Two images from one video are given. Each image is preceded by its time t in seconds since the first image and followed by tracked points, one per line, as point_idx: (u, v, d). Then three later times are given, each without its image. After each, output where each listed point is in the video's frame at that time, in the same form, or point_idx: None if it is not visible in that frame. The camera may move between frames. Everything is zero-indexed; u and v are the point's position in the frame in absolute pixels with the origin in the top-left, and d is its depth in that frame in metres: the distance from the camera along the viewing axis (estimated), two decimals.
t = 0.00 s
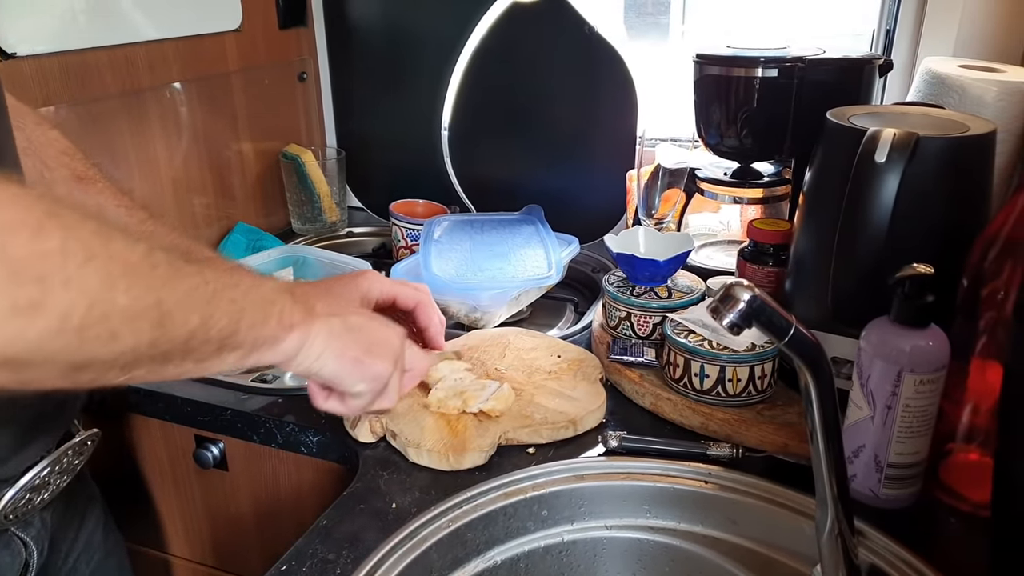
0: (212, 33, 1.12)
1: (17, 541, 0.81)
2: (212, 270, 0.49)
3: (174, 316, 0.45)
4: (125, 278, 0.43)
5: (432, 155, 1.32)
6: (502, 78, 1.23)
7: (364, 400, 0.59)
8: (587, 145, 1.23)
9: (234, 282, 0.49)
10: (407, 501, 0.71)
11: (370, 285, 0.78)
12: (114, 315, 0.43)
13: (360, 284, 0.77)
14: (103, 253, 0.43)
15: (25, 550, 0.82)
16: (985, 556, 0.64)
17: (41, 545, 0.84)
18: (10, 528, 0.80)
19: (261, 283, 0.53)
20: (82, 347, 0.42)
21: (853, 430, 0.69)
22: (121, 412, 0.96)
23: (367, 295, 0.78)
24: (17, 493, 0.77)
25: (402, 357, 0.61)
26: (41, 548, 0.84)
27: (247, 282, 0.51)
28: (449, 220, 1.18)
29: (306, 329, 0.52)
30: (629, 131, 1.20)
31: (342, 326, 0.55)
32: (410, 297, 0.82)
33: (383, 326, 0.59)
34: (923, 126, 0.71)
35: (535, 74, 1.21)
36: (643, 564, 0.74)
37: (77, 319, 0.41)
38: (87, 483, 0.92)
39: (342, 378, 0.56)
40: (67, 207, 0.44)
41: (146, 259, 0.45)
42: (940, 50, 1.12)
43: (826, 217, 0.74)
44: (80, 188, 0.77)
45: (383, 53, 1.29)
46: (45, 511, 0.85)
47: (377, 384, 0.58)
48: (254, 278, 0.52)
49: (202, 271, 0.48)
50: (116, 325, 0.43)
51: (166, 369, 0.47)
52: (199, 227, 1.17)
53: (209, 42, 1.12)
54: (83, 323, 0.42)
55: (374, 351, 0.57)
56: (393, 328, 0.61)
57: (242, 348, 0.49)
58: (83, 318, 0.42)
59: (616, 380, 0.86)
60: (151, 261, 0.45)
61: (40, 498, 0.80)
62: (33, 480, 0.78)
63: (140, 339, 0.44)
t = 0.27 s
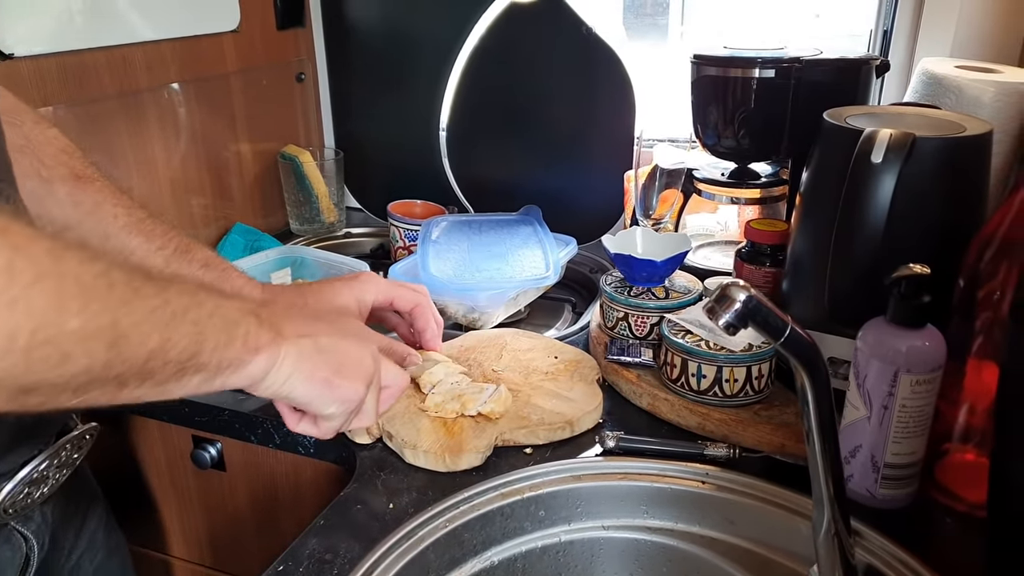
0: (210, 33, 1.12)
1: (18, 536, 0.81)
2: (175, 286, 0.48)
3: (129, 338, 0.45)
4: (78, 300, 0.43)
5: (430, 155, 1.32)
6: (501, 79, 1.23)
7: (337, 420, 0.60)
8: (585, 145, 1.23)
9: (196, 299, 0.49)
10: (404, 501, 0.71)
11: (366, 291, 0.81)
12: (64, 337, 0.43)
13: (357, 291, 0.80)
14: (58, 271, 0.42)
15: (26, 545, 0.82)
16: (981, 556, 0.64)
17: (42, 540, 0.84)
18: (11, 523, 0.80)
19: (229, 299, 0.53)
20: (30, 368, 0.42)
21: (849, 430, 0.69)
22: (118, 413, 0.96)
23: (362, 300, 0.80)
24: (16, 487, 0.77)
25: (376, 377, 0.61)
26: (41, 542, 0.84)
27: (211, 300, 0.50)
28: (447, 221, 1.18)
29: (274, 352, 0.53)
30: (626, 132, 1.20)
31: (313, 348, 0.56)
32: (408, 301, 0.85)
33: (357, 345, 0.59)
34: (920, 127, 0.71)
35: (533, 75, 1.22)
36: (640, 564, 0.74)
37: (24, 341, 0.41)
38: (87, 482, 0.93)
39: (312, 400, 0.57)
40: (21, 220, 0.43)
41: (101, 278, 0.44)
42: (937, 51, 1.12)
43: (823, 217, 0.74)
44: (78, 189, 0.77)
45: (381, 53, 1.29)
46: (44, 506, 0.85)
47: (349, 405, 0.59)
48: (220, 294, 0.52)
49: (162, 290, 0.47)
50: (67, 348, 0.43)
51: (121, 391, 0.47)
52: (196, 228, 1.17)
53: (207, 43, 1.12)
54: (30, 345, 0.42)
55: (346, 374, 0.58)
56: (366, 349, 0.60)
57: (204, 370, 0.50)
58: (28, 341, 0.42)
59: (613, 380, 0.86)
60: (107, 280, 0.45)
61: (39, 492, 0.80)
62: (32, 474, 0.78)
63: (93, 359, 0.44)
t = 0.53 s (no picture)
0: (209, 34, 1.12)
1: (20, 530, 0.81)
2: (118, 306, 0.47)
3: (63, 364, 0.43)
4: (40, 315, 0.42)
5: (431, 156, 1.32)
6: (500, 79, 1.24)
7: (301, 443, 0.57)
8: (585, 146, 1.23)
9: (143, 320, 0.47)
10: (403, 501, 0.71)
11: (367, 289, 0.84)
12: None
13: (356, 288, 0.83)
14: None
15: (28, 538, 0.82)
16: (981, 555, 0.64)
17: (43, 534, 0.84)
18: (13, 517, 0.80)
19: (186, 315, 0.50)
20: None
21: (849, 430, 0.69)
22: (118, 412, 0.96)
23: (363, 298, 0.83)
24: (17, 481, 0.77)
25: (342, 397, 0.58)
26: (43, 536, 0.84)
27: (164, 319, 0.48)
28: (447, 221, 1.18)
29: (231, 373, 0.50)
30: (626, 132, 1.20)
31: (274, 368, 0.52)
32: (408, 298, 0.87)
33: (320, 364, 0.56)
34: (920, 127, 0.71)
35: (533, 75, 1.22)
36: (640, 563, 0.74)
37: None
38: (88, 481, 0.93)
39: (273, 424, 0.54)
40: None
41: (33, 299, 0.43)
42: (936, 51, 1.13)
43: (823, 217, 0.75)
44: (79, 189, 0.77)
45: (381, 54, 1.29)
46: (46, 501, 0.85)
47: (313, 428, 0.56)
48: (176, 312, 0.50)
49: (105, 311, 0.46)
50: None
51: (53, 419, 0.45)
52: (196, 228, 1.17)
53: (206, 43, 1.12)
54: None
55: (309, 395, 0.55)
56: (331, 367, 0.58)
57: (153, 395, 0.47)
58: None
59: (613, 380, 0.86)
60: (39, 301, 0.44)
61: (40, 486, 0.80)
62: (32, 468, 0.78)
63: (20, 388, 0.42)
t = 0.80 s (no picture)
0: (209, 35, 1.12)
1: (18, 529, 0.81)
2: (121, 296, 0.47)
3: (63, 358, 0.44)
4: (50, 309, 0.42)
5: (430, 156, 1.32)
6: (500, 80, 1.24)
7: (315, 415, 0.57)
8: (584, 146, 1.23)
9: (145, 310, 0.47)
10: (403, 500, 0.71)
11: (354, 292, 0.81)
12: None
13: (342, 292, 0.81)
14: None
15: (27, 537, 0.82)
16: (980, 553, 0.64)
17: (42, 532, 0.84)
18: (12, 516, 0.80)
19: (191, 300, 0.50)
20: None
21: (848, 429, 0.69)
22: (116, 412, 0.96)
23: (350, 300, 0.81)
24: (15, 479, 0.77)
25: (353, 369, 0.58)
26: (42, 534, 0.84)
27: (166, 313, 0.48)
28: (446, 222, 1.19)
29: (236, 358, 0.50)
30: (625, 132, 1.21)
31: (280, 348, 0.52)
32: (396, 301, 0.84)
33: (331, 338, 0.56)
34: (918, 127, 0.72)
35: (532, 75, 1.22)
36: (640, 562, 0.75)
37: None
38: (88, 480, 0.93)
39: (288, 401, 0.54)
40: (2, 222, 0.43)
41: (33, 294, 0.44)
42: (934, 52, 1.13)
43: (822, 217, 0.75)
44: (66, 190, 0.77)
45: (380, 55, 1.29)
46: (45, 499, 0.85)
47: (325, 403, 0.56)
48: (180, 297, 0.50)
49: (106, 304, 0.46)
50: None
51: (57, 409, 0.46)
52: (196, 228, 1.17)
53: (205, 44, 1.12)
54: None
55: (320, 370, 0.55)
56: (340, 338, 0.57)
57: (156, 382, 0.48)
58: None
59: (613, 379, 0.87)
60: (39, 296, 0.44)
61: (38, 485, 0.80)
62: (30, 467, 0.78)
63: (22, 383, 0.43)
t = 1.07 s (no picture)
0: (208, 36, 1.13)
1: (14, 531, 0.81)
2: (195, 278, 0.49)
3: (151, 329, 0.46)
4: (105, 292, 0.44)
5: (429, 157, 1.33)
6: (499, 81, 1.24)
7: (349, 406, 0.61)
8: (583, 147, 1.23)
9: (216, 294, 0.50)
10: (403, 500, 0.72)
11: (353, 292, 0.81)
12: (89, 328, 0.44)
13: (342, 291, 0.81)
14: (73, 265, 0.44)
15: (22, 539, 0.82)
16: (977, 552, 0.65)
17: (38, 535, 0.85)
18: (8, 518, 0.80)
19: (245, 291, 0.53)
20: (57, 358, 0.43)
21: (845, 429, 0.69)
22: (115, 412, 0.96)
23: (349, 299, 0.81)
24: (11, 482, 0.77)
25: (389, 366, 0.63)
26: (37, 537, 0.84)
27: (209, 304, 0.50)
28: (445, 222, 1.19)
29: (290, 345, 0.54)
30: (624, 133, 1.21)
31: (327, 341, 0.57)
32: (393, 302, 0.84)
33: (367, 337, 0.61)
34: (915, 128, 0.72)
35: (531, 75, 1.22)
36: (638, 562, 0.75)
37: (51, 330, 0.42)
38: (83, 481, 0.93)
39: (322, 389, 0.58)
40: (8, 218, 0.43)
41: (126, 271, 0.45)
42: (932, 52, 1.13)
43: (820, 218, 0.75)
44: (68, 191, 0.78)
45: (379, 56, 1.29)
46: (41, 501, 0.85)
47: (360, 395, 0.60)
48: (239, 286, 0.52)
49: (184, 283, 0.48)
50: (92, 337, 0.44)
51: (117, 384, 0.46)
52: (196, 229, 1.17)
53: (205, 45, 1.12)
54: (56, 337, 0.43)
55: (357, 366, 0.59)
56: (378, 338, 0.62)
57: (222, 362, 0.50)
58: (54, 332, 0.42)
59: (612, 379, 0.87)
60: (131, 273, 0.46)
61: (34, 487, 0.81)
62: (25, 470, 0.78)
63: (116, 350, 0.45)
